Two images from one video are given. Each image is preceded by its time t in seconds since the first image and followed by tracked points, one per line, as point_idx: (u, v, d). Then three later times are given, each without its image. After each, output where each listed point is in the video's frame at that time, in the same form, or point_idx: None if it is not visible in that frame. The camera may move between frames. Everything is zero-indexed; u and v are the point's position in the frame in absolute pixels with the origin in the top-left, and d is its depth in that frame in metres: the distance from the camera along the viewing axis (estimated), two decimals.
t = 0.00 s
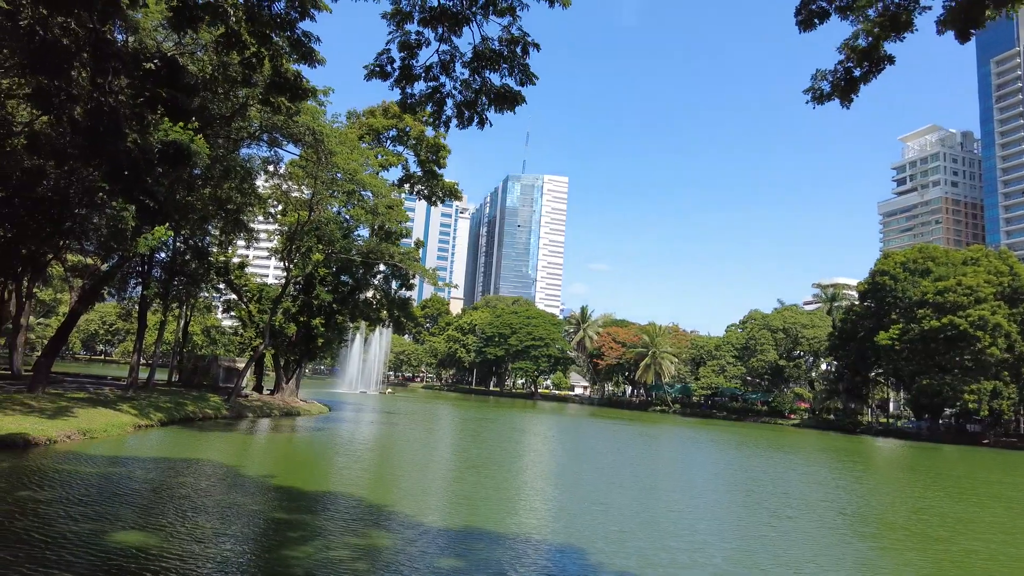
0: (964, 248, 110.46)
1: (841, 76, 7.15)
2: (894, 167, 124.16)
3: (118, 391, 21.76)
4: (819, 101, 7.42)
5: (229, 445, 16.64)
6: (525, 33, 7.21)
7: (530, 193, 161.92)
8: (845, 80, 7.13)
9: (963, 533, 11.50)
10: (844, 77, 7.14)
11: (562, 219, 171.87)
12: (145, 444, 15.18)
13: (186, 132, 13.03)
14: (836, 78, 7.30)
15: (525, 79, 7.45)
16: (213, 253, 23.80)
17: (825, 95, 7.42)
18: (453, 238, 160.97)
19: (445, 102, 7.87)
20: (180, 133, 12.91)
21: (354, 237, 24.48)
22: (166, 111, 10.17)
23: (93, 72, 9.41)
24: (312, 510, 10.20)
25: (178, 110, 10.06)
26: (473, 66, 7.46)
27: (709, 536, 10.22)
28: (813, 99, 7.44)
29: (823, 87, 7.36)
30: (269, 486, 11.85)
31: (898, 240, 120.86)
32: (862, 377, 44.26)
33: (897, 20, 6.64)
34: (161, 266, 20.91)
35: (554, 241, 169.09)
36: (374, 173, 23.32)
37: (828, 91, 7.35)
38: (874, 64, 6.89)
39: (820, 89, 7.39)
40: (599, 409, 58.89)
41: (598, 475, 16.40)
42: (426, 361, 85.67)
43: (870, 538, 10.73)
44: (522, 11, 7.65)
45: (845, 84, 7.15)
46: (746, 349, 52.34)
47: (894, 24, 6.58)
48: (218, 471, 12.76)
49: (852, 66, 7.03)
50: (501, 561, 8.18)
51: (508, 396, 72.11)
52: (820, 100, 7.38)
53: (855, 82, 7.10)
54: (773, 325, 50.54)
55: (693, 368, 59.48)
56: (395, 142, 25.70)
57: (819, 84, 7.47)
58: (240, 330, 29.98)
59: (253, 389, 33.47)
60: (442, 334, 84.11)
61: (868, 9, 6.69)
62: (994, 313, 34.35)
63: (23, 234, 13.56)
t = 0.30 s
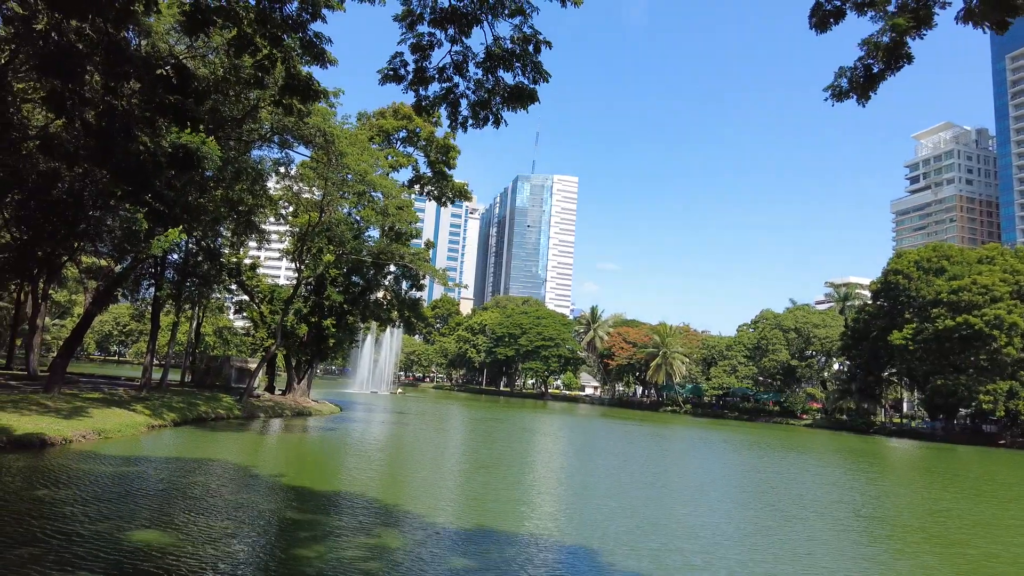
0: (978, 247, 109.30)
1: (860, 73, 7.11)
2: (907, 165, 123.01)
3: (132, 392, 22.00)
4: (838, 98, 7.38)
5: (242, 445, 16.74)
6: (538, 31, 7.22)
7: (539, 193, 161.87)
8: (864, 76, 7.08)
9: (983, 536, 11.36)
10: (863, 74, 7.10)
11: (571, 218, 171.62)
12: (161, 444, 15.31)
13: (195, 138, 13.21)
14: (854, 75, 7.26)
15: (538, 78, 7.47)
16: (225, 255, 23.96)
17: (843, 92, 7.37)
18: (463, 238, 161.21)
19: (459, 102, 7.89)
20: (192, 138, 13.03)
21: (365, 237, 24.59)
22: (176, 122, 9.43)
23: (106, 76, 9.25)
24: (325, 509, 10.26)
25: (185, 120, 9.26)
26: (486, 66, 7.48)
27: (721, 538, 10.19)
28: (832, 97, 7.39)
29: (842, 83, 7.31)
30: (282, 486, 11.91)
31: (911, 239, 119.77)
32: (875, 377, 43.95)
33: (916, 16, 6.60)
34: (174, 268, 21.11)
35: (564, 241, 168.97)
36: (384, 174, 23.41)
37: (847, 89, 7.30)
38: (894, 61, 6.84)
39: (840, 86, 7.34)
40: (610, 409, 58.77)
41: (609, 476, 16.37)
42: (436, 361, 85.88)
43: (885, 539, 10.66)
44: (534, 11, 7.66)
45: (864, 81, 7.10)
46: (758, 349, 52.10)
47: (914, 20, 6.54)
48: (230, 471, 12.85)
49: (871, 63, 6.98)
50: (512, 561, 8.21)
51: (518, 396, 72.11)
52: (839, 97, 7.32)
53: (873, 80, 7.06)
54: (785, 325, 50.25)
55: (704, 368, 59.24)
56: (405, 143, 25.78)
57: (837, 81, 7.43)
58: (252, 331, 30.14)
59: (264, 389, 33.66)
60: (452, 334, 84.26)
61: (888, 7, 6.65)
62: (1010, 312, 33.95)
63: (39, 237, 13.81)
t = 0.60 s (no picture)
0: (994, 245, 108.00)
1: (880, 72, 7.07)
2: (921, 163, 121.82)
3: (145, 392, 22.20)
4: (859, 99, 7.34)
5: (254, 445, 16.82)
6: (549, 29, 7.20)
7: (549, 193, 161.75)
8: (884, 76, 7.05)
9: (1002, 538, 11.22)
10: (883, 73, 7.07)
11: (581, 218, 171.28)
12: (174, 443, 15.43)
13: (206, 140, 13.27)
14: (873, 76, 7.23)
15: (549, 75, 7.46)
16: (236, 256, 24.12)
17: (865, 93, 7.34)
18: (473, 238, 161.35)
19: (471, 101, 7.90)
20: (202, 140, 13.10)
21: (375, 238, 24.65)
22: (186, 125, 9.47)
23: (117, 78, 9.26)
24: (336, 509, 10.30)
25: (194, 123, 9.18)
26: (498, 64, 7.47)
27: (732, 540, 10.13)
28: (853, 98, 7.35)
29: (862, 84, 7.28)
30: (293, 485, 11.96)
31: (925, 237, 118.62)
32: (888, 376, 43.58)
33: (934, 11, 6.56)
34: (186, 269, 21.31)
35: (574, 240, 168.73)
36: (394, 175, 23.48)
37: (867, 89, 7.27)
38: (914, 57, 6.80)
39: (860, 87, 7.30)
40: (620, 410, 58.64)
41: (620, 476, 16.31)
42: (446, 361, 86.03)
43: (900, 542, 10.56)
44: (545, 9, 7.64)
45: (885, 80, 7.07)
46: (769, 348, 51.80)
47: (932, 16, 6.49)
48: (242, 470, 12.92)
49: (891, 61, 6.94)
50: (522, 561, 8.20)
51: (528, 396, 72.09)
52: (860, 98, 7.29)
53: (895, 79, 7.03)
54: (797, 324, 49.92)
55: (716, 368, 58.97)
56: (415, 143, 25.83)
57: (857, 83, 7.40)
58: (263, 332, 30.30)
59: (276, 389, 33.84)
60: (462, 334, 84.36)
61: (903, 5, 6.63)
62: None
63: (54, 238, 14.00)
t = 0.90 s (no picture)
0: (1010, 243, 106.73)
1: (895, 68, 7.05)
2: (934, 160, 120.65)
3: (158, 392, 22.37)
4: (875, 96, 7.32)
5: (265, 444, 16.89)
6: (559, 28, 7.20)
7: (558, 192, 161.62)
8: (900, 72, 7.03)
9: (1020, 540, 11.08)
10: (899, 69, 7.04)
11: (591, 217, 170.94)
12: (186, 442, 15.54)
13: (218, 142, 13.40)
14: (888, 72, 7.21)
15: (558, 74, 7.46)
16: (247, 256, 24.25)
17: (880, 90, 7.31)
18: (482, 238, 161.44)
19: (480, 101, 7.90)
20: (214, 141, 13.22)
21: (385, 238, 24.70)
22: (198, 126, 9.57)
23: (131, 81, 9.36)
24: (347, 508, 10.32)
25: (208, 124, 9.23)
26: (506, 63, 7.47)
27: (744, 542, 10.05)
28: (869, 96, 7.33)
29: (877, 82, 7.26)
30: (304, 485, 11.99)
31: (938, 236, 117.50)
32: (900, 375, 43.27)
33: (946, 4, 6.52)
34: (197, 270, 21.51)
35: (584, 240, 168.51)
36: (403, 175, 23.53)
37: (883, 86, 7.24)
38: (929, 52, 6.77)
39: (875, 84, 7.28)
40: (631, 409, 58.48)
41: (630, 477, 16.25)
42: (456, 361, 86.12)
43: (914, 544, 10.46)
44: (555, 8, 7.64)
45: (901, 76, 7.05)
46: (781, 347, 51.52)
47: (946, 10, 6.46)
48: (253, 469, 12.96)
49: (906, 57, 6.91)
50: (532, 561, 8.20)
51: (538, 396, 72.04)
52: (876, 95, 7.25)
53: (911, 74, 7.01)
54: (808, 324, 49.59)
55: (727, 367, 58.62)
56: (425, 143, 25.86)
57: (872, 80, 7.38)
58: (274, 332, 30.43)
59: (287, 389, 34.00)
60: (471, 334, 84.40)
61: None
62: None
63: (68, 239, 14.23)
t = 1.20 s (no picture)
0: None
1: (904, 62, 6.99)
2: (947, 158, 119.56)
3: (170, 392, 22.51)
4: (883, 89, 7.25)
5: (276, 444, 16.97)
6: (566, 28, 7.19)
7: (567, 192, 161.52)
8: (909, 66, 6.97)
9: None
10: (908, 63, 6.98)
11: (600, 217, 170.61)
12: (197, 442, 15.64)
13: (230, 143, 13.54)
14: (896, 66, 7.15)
15: (565, 74, 7.45)
16: (258, 257, 24.38)
17: (888, 83, 7.25)
18: (491, 238, 161.52)
19: (486, 100, 7.90)
20: (225, 143, 13.33)
21: (394, 238, 24.78)
22: (210, 128, 9.66)
23: (143, 84, 9.45)
24: (357, 507, 10.37)
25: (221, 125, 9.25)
26: (513, 62, 7.47)
27: (755, 543, 10.02)
28: (877, 88, 7.26)
29: (886, 75, 7.18)
30: (315, 484, 12.06)
31: (952, 234, 116.37)
32: (913, 375, 42.94)
33: None
34: (209, 270, 21.68)
35: (593, 239, 168.23)
36: (413, 175, 23.59)
37: (892, 80, 7.18)
38: (940, 47, 6.71)
39: (884, 77, 7.21)
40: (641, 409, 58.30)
41: (640, 477, 16.22)
42: (465, 361, 86.21)
43: (927, 546, 10.38)
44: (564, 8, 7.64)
45: (910, 70, 6.98)
46: (792, 347, 51.24)
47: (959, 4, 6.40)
48: (264, 469, 13.05)
49: (917, 51, 6.85)
50: (542, 561, 8.21)
51: (548, 396, 71.96)
52: (885, 88, 7.18)
53: (919, 69, 6.95)
54: (820, 323, 49.28)
55: (737, 367, 58.37)
56: (434, 144, 25.92)
57: (881, 73, 7.31)
58: (285, 332, 30.57)
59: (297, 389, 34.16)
60: (481, 334, 84.49)
61: None
62: None
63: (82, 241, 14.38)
